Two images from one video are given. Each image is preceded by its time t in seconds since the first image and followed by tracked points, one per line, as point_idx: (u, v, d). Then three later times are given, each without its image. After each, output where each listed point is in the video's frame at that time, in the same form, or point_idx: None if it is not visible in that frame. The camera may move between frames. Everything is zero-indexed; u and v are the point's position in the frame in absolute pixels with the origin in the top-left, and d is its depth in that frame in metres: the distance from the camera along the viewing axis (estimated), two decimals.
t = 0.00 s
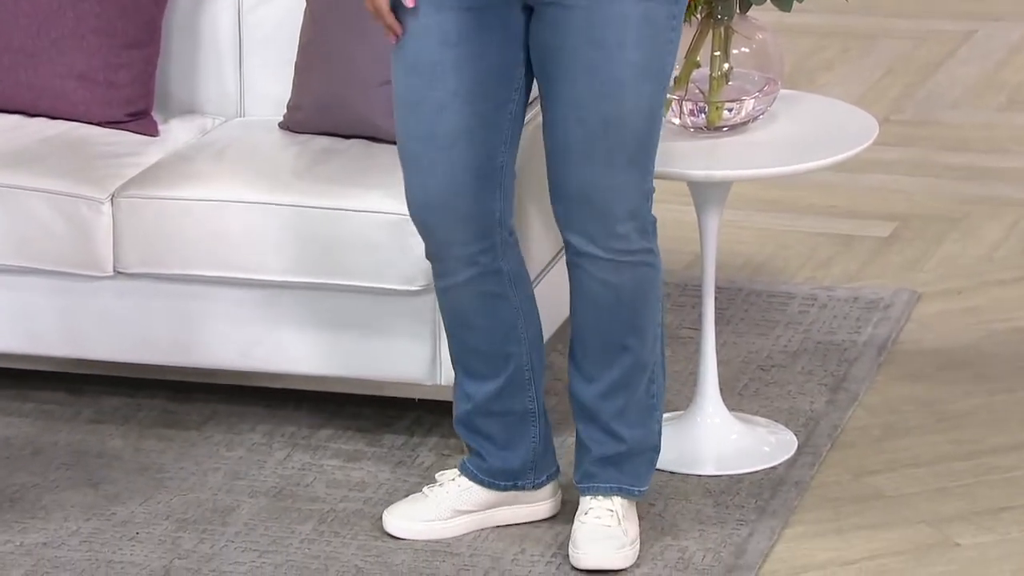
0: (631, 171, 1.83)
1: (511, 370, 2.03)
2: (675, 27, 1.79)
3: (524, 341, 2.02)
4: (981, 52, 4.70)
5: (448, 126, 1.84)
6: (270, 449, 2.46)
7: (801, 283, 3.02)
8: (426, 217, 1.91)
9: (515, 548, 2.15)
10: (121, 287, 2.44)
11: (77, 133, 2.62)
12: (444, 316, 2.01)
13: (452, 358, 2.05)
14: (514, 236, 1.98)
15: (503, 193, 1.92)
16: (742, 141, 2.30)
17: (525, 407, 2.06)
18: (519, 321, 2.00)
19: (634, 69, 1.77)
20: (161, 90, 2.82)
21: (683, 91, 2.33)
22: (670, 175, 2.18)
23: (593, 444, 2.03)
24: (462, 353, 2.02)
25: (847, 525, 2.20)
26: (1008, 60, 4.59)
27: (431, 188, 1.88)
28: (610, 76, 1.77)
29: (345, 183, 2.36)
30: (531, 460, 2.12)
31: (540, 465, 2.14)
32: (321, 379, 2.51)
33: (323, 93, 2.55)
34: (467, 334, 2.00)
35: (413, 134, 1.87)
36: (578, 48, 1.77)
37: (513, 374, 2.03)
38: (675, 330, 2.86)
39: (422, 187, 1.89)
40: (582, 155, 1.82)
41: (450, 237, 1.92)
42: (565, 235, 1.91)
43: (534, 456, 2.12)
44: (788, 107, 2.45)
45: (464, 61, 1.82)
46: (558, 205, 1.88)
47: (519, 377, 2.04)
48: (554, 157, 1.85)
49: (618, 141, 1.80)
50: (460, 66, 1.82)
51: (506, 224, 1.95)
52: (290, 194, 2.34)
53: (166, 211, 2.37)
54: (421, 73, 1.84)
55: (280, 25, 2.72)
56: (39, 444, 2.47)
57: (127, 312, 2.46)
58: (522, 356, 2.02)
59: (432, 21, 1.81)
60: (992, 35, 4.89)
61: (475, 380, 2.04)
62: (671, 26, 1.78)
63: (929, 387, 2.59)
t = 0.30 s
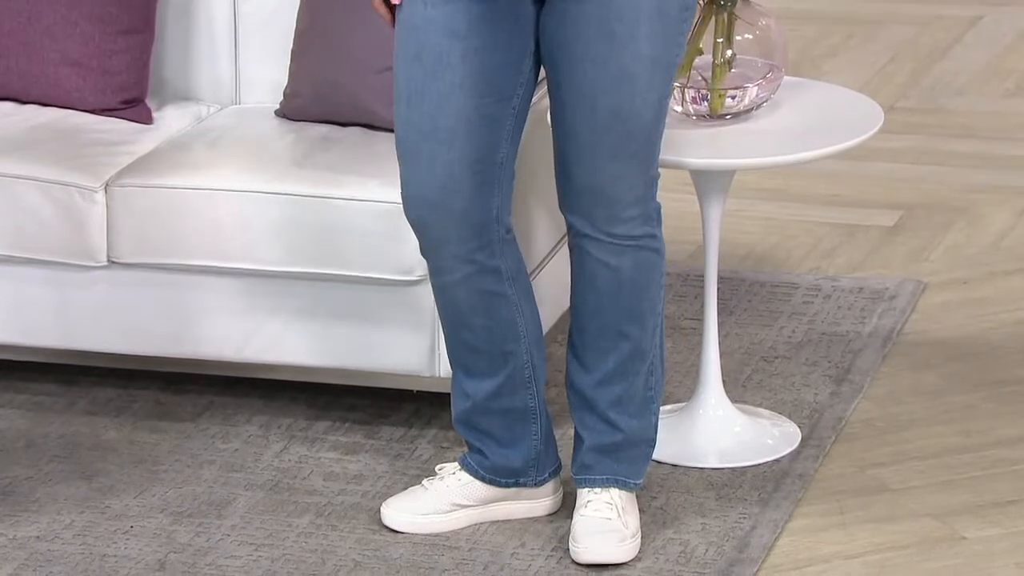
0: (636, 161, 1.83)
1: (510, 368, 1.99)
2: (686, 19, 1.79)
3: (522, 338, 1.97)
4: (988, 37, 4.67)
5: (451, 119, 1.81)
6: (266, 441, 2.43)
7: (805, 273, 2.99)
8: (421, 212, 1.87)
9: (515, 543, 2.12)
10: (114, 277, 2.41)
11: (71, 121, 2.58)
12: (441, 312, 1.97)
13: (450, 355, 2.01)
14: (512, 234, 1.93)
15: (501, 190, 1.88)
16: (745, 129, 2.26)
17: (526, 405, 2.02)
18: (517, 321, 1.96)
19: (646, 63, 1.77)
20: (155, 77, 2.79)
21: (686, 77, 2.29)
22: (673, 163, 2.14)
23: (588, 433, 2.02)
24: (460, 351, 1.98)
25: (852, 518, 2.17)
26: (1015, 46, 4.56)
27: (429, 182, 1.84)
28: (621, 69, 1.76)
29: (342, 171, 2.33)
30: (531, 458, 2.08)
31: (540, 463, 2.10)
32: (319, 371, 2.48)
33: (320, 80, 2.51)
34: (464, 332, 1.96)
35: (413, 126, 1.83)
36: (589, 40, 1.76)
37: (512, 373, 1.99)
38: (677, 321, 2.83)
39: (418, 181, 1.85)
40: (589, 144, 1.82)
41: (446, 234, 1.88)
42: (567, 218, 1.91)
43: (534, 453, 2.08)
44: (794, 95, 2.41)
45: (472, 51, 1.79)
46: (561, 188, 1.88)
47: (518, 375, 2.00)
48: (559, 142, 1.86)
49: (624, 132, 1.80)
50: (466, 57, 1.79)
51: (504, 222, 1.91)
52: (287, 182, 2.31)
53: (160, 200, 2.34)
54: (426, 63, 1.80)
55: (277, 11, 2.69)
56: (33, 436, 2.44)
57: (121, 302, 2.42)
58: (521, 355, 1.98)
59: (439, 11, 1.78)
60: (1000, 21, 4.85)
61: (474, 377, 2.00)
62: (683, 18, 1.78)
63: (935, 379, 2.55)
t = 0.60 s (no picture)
0: (645, 150, 1.80)
1: (504, 361, 1.95)
2: (697, 10, 1.75)
3: (517, 330, 1.93)
4: (995, 23, 4.63)
5: (450, 108, 1.77)
6: (262, 433, 2.39)
7: (809, 263, 2.95)
8: (412, 203, 1.83)
9: (514, 536, 2.08)
10: (107, 266, 2.37)
11: (63, 108, 2.54)
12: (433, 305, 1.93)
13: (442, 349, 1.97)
14: (506, 226, 1.90)
15: (496, 181, 1.84)
16: (748, 117, 2.22)
17: (522, 398, 1.99)
18: (512, 313, 1.92)
19: (655, 52, 1.74)
20: (149, 64, 2.75)
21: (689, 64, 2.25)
22: (676, 150, 2.10)
23: (591, 423, 1.99)
24: (452, 344, 1.94)
25: (856, 511, 2.13)
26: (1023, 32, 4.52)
27: (423, 171, 1.80)
28: (631, 58, 1.73)
29: (339, 159, 2.29)
30: (529, 452, 2.05)
31: (535, 457, 2.06)
32: (317, 362, 2.44)
33: (316, 67, 2.47)
34: (457, 325, 1.92)
35: (409, 113, 1.79)
36: (599, 31, 1.72)
37: (507, 366, 1.95)
38: (679, 312, 2.79)
39: (410, 170, 1.81)
40: (597, 133, 1.78)
41: (437, 226, 1.83)
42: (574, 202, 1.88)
43: (529, 447, 2.05)
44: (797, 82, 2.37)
45: (474, 39, 1.75)
46: (569, 172, 1.85)
47: (513, 369, 1.96)
48: (567, 126, 1.82)
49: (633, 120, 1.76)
50: (468, 46, 1.75)
51: (497, 215, 1.87)
52: (282, 170, 2.27)
53: (154, 188, 2.30)
54: (427, 53, 1.76)
55: None
56: (25, 428, 2.40)
57: (113, 291, 2.38)
58: (516, 348, 1.94)
59: None
60: (1007, 6, 4.81)
61: (467, 370, 1.96)
62: (694, 8, 1.75)
63: (941, 370, 2.51)
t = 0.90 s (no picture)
0: (649, 138, 1.76)
1: (505, 350, 1.91)
2: None
3: (518, 319, 1.90)
4: (1003, 9, 4.58)
5: (450, 92, 1.73)
6: (258, 426, 2.36)
7: (814, 253, 2.91)
8: (411, 188, 1.79)
9: (514, 531, 2.04)
10: (99, 256, 2.34)
11: (56, 94, 2.51)
12: (432, 293, 1.89)
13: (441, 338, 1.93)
14: (507, 212, 1.86)
15: (497, 167, 1.80)
16: (752, 104, 2.18)
17: (523, 389, 1.95)
18: (512, 301, 1.88)
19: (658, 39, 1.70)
20: (143, 50, 2.71)
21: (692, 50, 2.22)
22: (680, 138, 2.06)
23: (592, 413, 1.95)
24: (452, 333, 1.90)
25: (862, 505, 2.09)
26: None
27: (424, 155, 1.76)
28: (633, 44, 1.69)
29: (335, 147, 2.25)
30: (530, 444, 2.01)
31: (536, 450, 2.02)
32: (314, 354, 2.40)
33: (313, 54, 2.43)
34: (457, 313, 1.88)
35: (409, 96, 1.75)
36: (601, 16, 1.68)
37: (507, 355, 1.91)
38: (682, 302, 2.75)
39: (410, 154, 1.77)
40: (599, 119, 1.74)
41: (438, 212, 1.79)
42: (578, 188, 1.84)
43: (530, 439, 2.01)
44: (801, 68, 2.33)
45: (475, 22, 1.71)
46: (572, 157, 1.81)
47: (514, 359, 1.92)
48: (570, 111, 1.78)
49: (635, 105, 1.73)
50: (469, 28, 1.71)
51: (498, 201, 1.83)
52: (277, 158, 2.23)
53: (146, 175, 2.26)
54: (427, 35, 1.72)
55: None
56: (17, 421, 2.36)
57: (106, 281, 2.35)
58: (517, 336, 1.91)
59: None
60: None
61: (467, 360, 1.93)
62: None
63: (948, 362, 2.47)
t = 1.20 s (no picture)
0: (652, 125, 1.72)
1: (506, 340, 1.87)
2: None
3: (519, 309, 1.86)
4: None
5: (450, 76, 1.69)
6: (254, 418, 2.32)
7: (819, 242, 2.87)
8: (411, 174, 1.75)
9: (514, 524, 2.01)
10: (92, 244, 2.30)
11: (47, 80, 2.47)
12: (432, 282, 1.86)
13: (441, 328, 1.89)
14: (508, 199, 1.82)
15: (498, 153, 1.76)
16: (756, 90, 2.14)
17: (523, 380, 1.91)
18: (513, 291, 1.85)
19: (661, 24, 1.66)
20: (136, 35, 2.67)
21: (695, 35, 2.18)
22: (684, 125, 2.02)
23: (593, 405, 1.91)
24: (452, 323, 1.87)
25: (867, 498, 2.05)
26: None
27: (424, 140, 1.73)
28: (636, 29, 1.65)
29: (332, 133, 2.21)
30: (530, 436, 1.97)
31: (536, 443, 1.99)
32: (312, 344, 2.37)
33: (310, 39, 2.40)
34: (457, 302, 1.84)
35: (410, 79, 1.72)
36: None
37: (508, 346, 1.88)
38: (685, 292, 2.72)
39: (410, 139, 1.74)
40: (601, 106, 1.70)
41: (438, 198, 1.76)
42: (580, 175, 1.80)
43: (530, 432, 1.97)
44: (805, 54, 2.29)
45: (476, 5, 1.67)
46: (574, 143, 1.77)
47: (515, 349, 1.89)
48: (572, 96, 1.74)
49: (638, 92, 1.69)
50: (471, 11, 1.67)
51: (499, 188, 1.79)
52: (272, 144, 2.19)
53: (139, 162, 2.22)
54: (428, 18, 1.68)
55: None
56: (8, 413, 2.33)
57: (98, 270, 2.31)
58: (518, 326, 1.87)
59: None
60: None
61: (467, 350, 1.89)
62: None
63: (955, 352, 2.44)
